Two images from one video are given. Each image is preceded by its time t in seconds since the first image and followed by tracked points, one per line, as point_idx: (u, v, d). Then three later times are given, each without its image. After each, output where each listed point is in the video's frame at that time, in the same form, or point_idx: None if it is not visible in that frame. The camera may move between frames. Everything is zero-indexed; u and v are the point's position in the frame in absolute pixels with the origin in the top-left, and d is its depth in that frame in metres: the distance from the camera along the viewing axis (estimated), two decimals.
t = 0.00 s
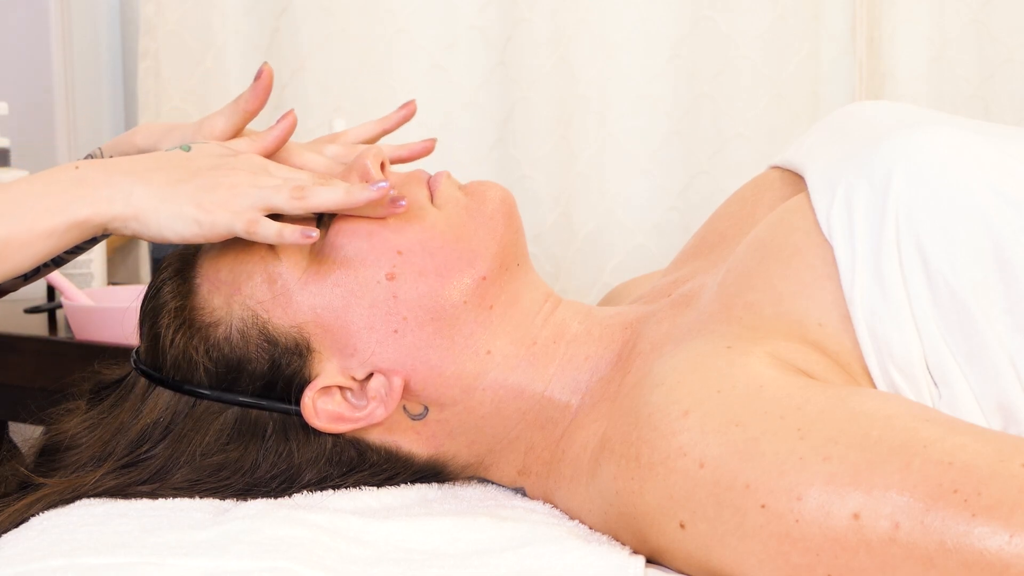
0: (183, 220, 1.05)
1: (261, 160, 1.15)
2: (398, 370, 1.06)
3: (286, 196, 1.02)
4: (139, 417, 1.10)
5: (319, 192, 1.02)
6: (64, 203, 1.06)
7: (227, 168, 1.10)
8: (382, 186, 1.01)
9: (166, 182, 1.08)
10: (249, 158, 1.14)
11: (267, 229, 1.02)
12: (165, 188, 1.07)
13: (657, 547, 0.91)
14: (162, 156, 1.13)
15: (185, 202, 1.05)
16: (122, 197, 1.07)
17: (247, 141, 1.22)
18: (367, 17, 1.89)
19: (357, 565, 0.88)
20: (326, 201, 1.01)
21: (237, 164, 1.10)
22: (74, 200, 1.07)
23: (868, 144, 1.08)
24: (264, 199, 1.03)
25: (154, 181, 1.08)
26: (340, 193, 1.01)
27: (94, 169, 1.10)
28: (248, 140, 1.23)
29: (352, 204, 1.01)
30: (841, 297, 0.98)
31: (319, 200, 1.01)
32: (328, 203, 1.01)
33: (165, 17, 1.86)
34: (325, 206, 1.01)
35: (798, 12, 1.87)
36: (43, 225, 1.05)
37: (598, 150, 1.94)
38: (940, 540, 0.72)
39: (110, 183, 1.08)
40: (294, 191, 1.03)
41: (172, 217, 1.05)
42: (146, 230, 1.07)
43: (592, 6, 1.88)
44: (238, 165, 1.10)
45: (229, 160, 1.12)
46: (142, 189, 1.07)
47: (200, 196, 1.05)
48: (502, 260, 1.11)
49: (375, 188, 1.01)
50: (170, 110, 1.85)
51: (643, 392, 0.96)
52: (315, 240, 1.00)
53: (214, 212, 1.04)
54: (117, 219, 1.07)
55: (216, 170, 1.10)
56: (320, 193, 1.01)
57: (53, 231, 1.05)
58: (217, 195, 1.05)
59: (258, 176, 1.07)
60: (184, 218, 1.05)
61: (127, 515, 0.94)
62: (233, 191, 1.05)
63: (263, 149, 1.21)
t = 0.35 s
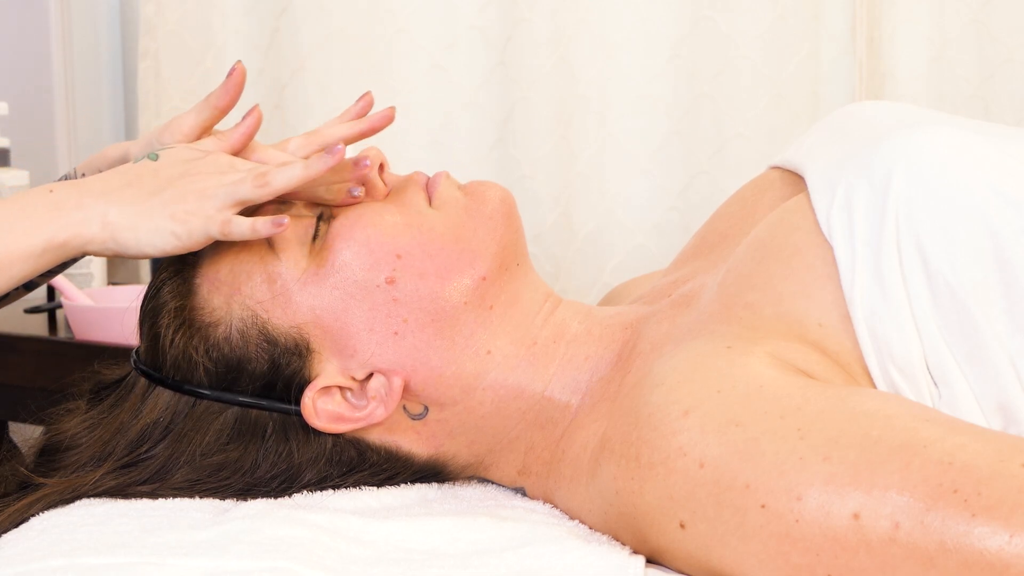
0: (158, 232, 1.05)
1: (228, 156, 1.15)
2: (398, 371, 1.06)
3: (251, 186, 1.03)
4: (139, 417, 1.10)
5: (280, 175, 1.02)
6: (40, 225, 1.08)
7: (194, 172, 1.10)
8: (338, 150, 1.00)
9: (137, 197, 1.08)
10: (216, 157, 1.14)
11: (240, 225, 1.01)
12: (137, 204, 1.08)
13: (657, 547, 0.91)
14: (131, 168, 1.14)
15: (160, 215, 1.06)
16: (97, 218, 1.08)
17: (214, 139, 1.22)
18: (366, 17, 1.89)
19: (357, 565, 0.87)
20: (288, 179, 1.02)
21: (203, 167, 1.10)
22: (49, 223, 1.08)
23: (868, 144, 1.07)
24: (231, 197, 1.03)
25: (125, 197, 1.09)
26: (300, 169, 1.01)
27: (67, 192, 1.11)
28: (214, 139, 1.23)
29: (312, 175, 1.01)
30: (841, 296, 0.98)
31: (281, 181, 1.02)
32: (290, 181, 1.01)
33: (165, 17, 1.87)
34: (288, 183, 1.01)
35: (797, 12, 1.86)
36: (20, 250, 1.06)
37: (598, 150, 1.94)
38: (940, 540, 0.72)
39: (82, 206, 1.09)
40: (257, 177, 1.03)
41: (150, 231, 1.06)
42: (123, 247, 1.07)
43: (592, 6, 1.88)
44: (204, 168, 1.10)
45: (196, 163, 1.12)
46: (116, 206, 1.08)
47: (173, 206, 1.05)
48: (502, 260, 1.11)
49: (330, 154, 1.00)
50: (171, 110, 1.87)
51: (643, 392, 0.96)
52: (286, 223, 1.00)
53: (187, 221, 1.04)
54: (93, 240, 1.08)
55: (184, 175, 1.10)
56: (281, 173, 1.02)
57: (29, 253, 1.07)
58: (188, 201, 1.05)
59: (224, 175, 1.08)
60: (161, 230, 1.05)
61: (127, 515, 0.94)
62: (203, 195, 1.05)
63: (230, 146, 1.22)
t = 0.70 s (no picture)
0: (135, 252, 1.07)
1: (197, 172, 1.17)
2: (398, 371, 1.06)
3: (222, 192, 1.05)
4: (139, 417, 1.10)
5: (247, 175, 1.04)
6: (17, 251, 1.09)
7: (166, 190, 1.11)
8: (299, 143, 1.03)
9: (112, 220, 1.10)
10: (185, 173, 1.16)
11: (212, 229, 1.02)
12: (112, 227, 1.09)
13: (657, 547, 0.91)
14: (104, 194, 1.15)
15: (137, 234, 1.07)
16: (75, 243, 1.09)
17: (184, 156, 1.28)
18: (366, 17, 1.89)
19: (357, 565, 0.87)
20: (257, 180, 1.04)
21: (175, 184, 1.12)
22: (25, 249, 1.09)
23: (868, 144, 1.07)
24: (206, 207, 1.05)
25: (100, 221, 1.10)
26: (266, 168, 1.03)
27: (43, 220, 1.12)
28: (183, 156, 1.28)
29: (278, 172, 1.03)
30: (841, 296, 0.98)
31: (250, 182, 1.03)
32: (259, 180, 1.03)
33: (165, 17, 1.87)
34: (257, 183, 1.03)
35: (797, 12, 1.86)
36: None
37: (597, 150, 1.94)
38: (940, 540, 0.72)
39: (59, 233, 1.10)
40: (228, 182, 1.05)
41: (128, 251, 1.07)
42: (103, 270, 1.09)
43: (592, 6, 1.88)
44: (175, 185, 1.12)
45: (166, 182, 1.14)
46: (92, 230, 1.09)
47: (148, 224, 1.07)
48: (501, 261, 1.11)
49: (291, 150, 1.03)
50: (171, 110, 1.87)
51: (643, 392, 0.96)
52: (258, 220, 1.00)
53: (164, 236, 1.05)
54: (72, 265, 1.09)
55: (155, 194, 1.11)
56: (248, 175, 1.04)
57: (8, 280, 1.08)
58: (161, 217, 1.07)
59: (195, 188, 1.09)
60: (139, 249, 1.06)
61: (127, 515, 0.94)
62: (176, 209, 1.07)
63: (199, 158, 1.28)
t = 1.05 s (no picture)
0: (129, 269, 1.08)
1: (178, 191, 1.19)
2: (398, 372, 1.06)
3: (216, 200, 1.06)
4: (139, 418, 1.10)
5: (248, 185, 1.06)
6: (7, 283, 1.09)
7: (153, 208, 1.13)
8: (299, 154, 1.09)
9: (101, 246, 1.11)
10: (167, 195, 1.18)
11: (209, 222, 1.05)
12: (101, 251, 1.10)
13: (657, 547, 0.91)
14: (89, 227, 1.17)
15: (129, 252, 1.08)
16: (64, 271, 1.10)
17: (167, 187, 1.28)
18: (366, 17, 1.89)
19: (357, 565, 0.87)
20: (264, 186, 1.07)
21: (160, 201, 1.14)
22: (16, 280, 1.10)
23: (868, 144, 1.07)
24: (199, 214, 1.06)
25: (89, 249, 1.12)
26: (270, 179, 1.07)
27: (31, 256, 1.13)
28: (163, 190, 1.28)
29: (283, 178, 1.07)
30: (841, 296, 0.98)
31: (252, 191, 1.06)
32: (264, 189, 1.06)
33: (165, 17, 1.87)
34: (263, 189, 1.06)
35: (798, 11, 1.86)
36: None
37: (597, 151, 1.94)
38: (940, 540, 0.72)
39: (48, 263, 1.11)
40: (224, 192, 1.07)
41: (122, 269, 1.08)
42: (97, 293, 1.10)
43: (592, 6, 1.88)
44: (160, 203, 1.14)
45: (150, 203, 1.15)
46: (81, 256, 1.11)
47: (138, 242, 1.08)
48: (501, 261, 1.11)
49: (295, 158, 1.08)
50: (171, 110, 1.87)
51: (643, 392, 0.96)
52: (253, 198, 1.04)
53: (157, 250, 1.07)
54: (63, 293, 1.10)
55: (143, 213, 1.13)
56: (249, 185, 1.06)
57: None
58: (152, 231, 1.08)
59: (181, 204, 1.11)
60: (132, 266, 1.08)
61: (127, 515, 0.94)
62: (167, 222, 1.09)
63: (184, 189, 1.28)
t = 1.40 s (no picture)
0: (117, 283, 1.09)
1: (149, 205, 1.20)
2: (398, 372, 1.06)
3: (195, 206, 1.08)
4: (139, 418, 1.10)
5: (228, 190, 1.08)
6: None
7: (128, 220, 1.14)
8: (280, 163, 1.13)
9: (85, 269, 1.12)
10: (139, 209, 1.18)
11: (194, 226, 1.06)
12: (86, 274, 1.11)
13: (657, 547, 0.91)
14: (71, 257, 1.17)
15: (113, 268, 1.09)
16: (53, 297, 1.11)
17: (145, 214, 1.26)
18: (366, 17, 1.89)
19: (357, 565, 0.87)
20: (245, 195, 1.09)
21: (133, 214, 1.15)
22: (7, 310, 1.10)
23: (868, 144, 1.07)
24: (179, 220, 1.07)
25: (75, 274, 1.12)
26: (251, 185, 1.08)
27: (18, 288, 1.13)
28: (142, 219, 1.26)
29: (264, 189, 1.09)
30: (841, 296, 0.98)
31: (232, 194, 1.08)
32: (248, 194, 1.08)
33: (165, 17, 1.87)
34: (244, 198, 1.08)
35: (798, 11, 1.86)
36: None
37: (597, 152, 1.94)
38: (940, 540, 0.72)
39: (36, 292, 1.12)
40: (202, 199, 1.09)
41: (109, 286, 1.09)
42: (89, 317, 1.10)
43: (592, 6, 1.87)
44: (133, 215, 1.15)
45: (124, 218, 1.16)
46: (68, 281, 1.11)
47: (122, 258, 1.09)
48: (501, 261, 1.11)
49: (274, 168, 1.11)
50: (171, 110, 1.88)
51: (643, 392, 0.96)
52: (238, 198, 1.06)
53: (142, 261, 1.08)
54: (54, 318, 1.10)
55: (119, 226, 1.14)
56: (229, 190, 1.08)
57: None
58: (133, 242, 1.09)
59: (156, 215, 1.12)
60: (119, 281, 1.09)
61: (126, 515, 0.94)
62: (147, 232, 1.10)
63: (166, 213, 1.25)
